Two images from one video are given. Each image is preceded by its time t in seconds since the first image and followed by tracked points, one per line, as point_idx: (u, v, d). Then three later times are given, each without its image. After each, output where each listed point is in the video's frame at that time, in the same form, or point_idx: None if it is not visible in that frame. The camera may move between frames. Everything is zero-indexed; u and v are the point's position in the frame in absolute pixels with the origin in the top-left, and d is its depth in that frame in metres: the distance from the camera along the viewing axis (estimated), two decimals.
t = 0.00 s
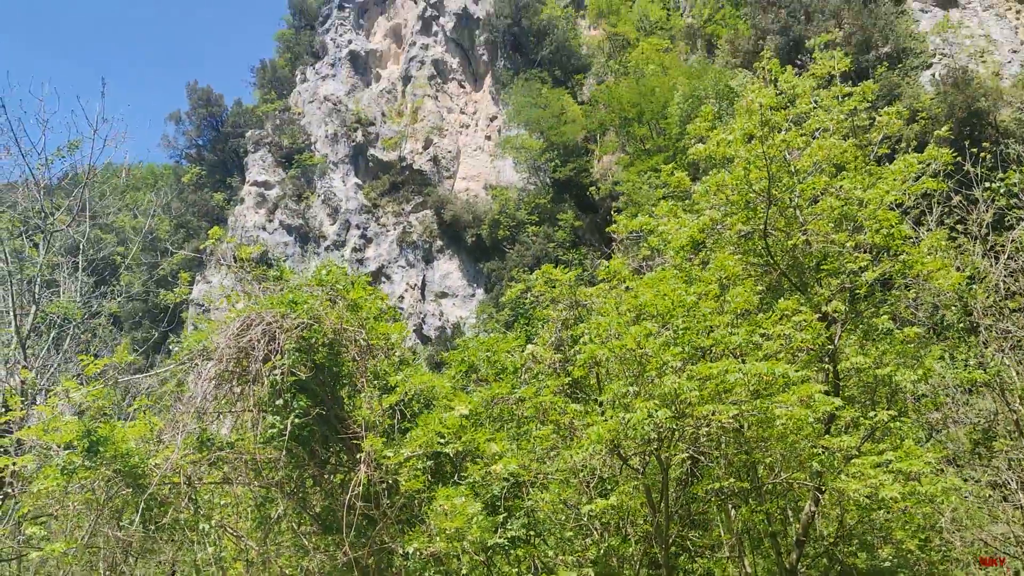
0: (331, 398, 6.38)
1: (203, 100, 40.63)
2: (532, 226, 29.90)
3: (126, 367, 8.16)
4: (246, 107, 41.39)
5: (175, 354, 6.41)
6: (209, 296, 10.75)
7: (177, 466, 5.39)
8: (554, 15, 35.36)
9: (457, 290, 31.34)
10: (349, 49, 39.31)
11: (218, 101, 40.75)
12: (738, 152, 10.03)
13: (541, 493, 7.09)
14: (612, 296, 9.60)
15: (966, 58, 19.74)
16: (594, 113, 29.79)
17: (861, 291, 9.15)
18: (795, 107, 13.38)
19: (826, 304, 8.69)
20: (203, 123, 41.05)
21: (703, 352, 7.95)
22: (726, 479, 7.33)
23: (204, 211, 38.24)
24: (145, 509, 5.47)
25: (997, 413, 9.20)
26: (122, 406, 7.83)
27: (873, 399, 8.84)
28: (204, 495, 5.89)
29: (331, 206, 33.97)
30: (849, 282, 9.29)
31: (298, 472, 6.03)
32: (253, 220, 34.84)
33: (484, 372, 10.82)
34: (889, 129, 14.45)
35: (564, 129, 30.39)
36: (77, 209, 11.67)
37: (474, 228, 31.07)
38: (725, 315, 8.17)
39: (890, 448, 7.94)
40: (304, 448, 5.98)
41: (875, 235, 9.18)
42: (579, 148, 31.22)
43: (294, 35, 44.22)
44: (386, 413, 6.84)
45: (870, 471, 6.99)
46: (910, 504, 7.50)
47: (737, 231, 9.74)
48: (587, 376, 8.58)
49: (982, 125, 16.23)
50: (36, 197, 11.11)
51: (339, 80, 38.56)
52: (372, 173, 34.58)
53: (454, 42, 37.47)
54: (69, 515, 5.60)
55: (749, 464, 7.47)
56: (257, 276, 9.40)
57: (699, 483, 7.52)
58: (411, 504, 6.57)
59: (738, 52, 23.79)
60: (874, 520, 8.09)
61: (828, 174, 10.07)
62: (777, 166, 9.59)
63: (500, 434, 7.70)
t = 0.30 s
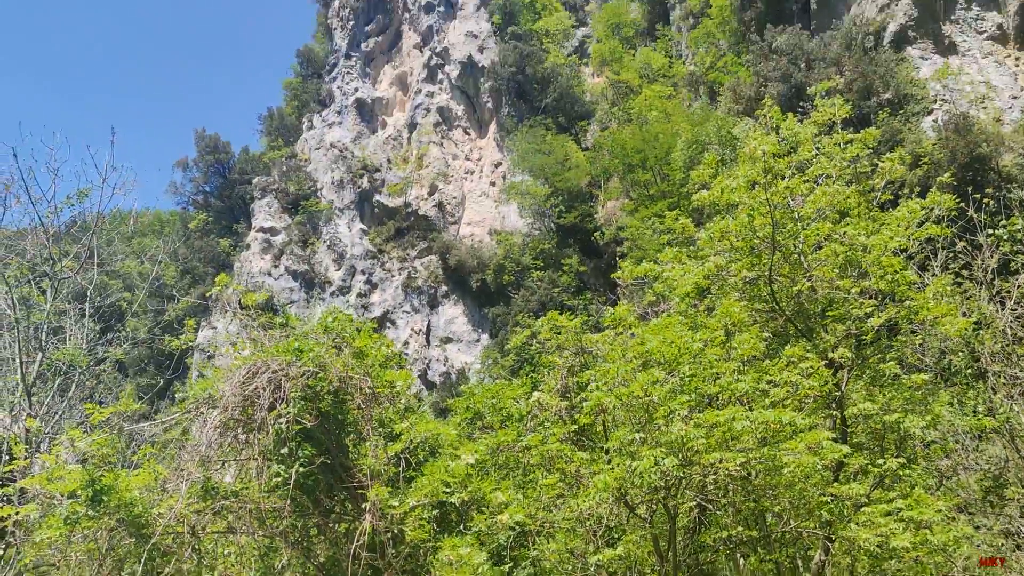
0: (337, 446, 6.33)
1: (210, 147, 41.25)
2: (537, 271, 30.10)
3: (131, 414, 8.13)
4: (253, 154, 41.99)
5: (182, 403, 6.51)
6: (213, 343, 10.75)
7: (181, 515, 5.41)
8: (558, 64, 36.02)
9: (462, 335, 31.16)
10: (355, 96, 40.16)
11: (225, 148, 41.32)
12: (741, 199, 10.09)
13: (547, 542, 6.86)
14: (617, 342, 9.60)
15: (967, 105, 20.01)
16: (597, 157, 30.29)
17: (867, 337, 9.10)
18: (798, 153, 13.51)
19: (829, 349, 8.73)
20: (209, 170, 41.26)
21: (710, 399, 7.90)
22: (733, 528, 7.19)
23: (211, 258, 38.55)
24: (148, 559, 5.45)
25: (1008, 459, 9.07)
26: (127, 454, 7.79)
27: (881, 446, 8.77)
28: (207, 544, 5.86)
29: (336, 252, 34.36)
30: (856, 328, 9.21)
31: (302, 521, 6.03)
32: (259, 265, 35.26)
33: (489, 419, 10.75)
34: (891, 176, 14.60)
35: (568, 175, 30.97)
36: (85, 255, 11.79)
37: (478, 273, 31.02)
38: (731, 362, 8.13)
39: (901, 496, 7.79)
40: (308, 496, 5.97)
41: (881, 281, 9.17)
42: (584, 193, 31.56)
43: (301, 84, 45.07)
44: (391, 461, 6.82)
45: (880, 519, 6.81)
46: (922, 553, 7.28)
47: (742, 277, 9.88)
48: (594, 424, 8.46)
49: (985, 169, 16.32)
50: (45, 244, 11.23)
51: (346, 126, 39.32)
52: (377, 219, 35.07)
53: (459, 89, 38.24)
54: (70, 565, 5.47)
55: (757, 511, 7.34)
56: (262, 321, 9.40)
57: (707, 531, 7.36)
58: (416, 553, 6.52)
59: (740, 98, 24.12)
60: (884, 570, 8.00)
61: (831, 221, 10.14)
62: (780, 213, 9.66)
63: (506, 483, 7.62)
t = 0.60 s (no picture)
0: (338, 494, 6.25)
1: (216, 193, 41.80)
2: (540, 315, 30.13)
3: (133, 463, 8.06)
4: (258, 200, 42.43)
5: (184, 451, 6.46)
6: (215, 389, 10.70)
7: (179, 565, 5.31)
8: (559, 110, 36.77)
9: (465, 379, 31.05)
10: (360, 143, 40.69)
11: (230, 195, 41.87)
12: (742, 245, 10.16)
13: None
14: (621, 388, 9.55)
15: (967, 148, 20.23)
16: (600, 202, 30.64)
17: (870, 382, 9.11)
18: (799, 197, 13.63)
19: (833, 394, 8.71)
20: (214, 215, 41.73)
21: (714, 445, 7.83)
22: None
23: (216, 303, 38.69)
24: None
25: (1019, 506, 8.91)
26: (127, 503, 7.71)
27: (889, 493, 8.60)
28: None
29: (340, 296, 34.42)
30: (858, 372, 9.29)
31: (303, 570, 5.92)
32: (262, 310, 35.21)
33: (493, 466, 10.61)
34: (893, 220, 14.76)
35: (571, 220, 31.06)
36: (90, 302, 11.85)
37: (481, 318, 31.18)
38: (736, 407, 8.04)
39: (910, 543, 7.62)
40: (310, 545, 5.86)
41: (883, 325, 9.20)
42: (587, 237, 31.67)
43: (306, 130, 45.66)
44: (393, 509, 6.72)
45: (889, 567, 6.64)
46: None
47: (744, 322, 9.90)
48: (598, 471, 8.37)
49: (986, 213, 16.39)
50: (50, 291, 11.31)
51: (349, 172, 39.70)
52: (381, 264, 35.21)
53: (463, 135, 38.89)
54: None
55: (764, 560, 7.18)
56: (265, 365, 9.37)
57: None
58: None
59: (741, 144, 24.48)
60: None
61: (833, 265, 10.18)
62: (781, 258, 9.71)
63: (509, 532, 7.48)
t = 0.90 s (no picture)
0: (337, 539, 6.16)
1: (218, 235, 42.07)
2: (542, 355, 30.31)
3: (131, 508, 7.97)
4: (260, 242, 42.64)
5: (182, 495, 6.37)
6: (215, 432, 10.62)
7: None
8: (561, 152, 38.01)
9: (467, 421, 30.86)
10: (362, 185, 40.76)
11: (232, 237, 42.12)
12: (742, 286, 10.20)
13: None
14: (623, 430, 9.47)
15: (966, 188, 20.40)
16: (601, 242, 31.41)
17: (874, 423, 9.07)
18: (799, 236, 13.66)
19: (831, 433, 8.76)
20: (216, 257, 42.01)
21: (718, 489, 7.73)
22: None
23: (218, 345, 38.67)
24: None
25: None
26: (124, 549, 7.59)
27: (895, 535, 8.46)
28: None
29: (341, 338, 34.38)
30: (862, 414, 9.19)
31: None
32: (264, 352, 35.18)
33: (495, 510, 10.45)
34: (892, 260, 14.84)
35: (573, 259, 31.49)
36: (92, 346, 11.84)
37: (483, 359, 31.36)
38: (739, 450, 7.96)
39: None
40: None
41: (884, 365, 9.20)
42: (589, 277, 31.91)
43: (309, 173, 46.17)
44: (393, 554, 6.60)
45: None
46: None
47: (745, 363, 9.89)
48: (600, 515, 8.26)
49: (987, 252, 16.41)
50: (52, 334, 11.31)
51: (351, 214, 39.76)
52: (383, 305, 35.21)
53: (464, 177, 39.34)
54: None
55: None
56: (266, 409, 9.31)
57: None
58: None
59: (741, 185, 24.78)
60: None
61: (834, 306, 10.21)
62: (782, 299, 9.74)
63: None
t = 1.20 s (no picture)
0: None
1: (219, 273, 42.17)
2: (544, 392, 30.37)
3: (129, 549, 7.85)
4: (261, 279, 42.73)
5: (180, 537, 6.30)
6: (214, 471, 10.55)
7: None
8: (560, 189, 38.66)
9: (468, 459, 30.55)
10: (363, 222, 40.93)
11: (234, 274, 42.21)
12: (744, 323, 10.21)
13: None
14: (625, 469, 9.37)
15: (965, 223, 20.56)
16: (602, 277, 32.14)
17: (877, 461, 9.00)
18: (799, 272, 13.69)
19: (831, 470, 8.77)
20: (217, 295, 41.99)
21: (721, 528, 7.64)
22: None
23: (218, 382, 38.57)
24: None
25: None
26: None
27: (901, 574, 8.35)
28: None
29: (342, 375, 34.24)
30: (865, 451, 9.18)
31: None
32: (264, 390, 35.01)
33: (496, 550, 10.29)
34: (893, 296, 14.90)
35: (574, 295, 31.79)
36: (92, 385, 11.79)
37: (485, 395, 31.12)
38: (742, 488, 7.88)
39: None
40: None
41: (887, 402, 9.13)
42: (590, 313, 32.31)
43: (310, 210, 46.46)
44: None
45: None
46: None
47: (748, 401, 9.80)
48: (603, 555, 8.16)
49: (988, 286, 16.41)
50: (51, 373, 11.26)
51: (352, 251, 39.86)
52: (384, 342, 35.24)
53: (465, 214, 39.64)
54: None
55: None
56: (267, 448, 9.22)
57: None
58: None
59: (740, 221, 25.00)
60: None
61: (835, 342, 10.20)
62: (783, 336, 9.72)
63: None
